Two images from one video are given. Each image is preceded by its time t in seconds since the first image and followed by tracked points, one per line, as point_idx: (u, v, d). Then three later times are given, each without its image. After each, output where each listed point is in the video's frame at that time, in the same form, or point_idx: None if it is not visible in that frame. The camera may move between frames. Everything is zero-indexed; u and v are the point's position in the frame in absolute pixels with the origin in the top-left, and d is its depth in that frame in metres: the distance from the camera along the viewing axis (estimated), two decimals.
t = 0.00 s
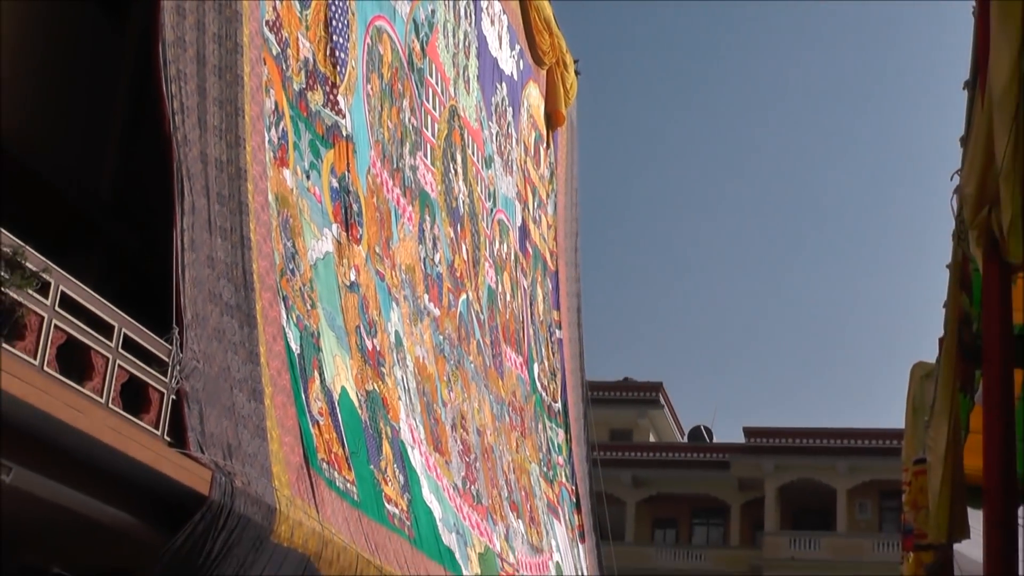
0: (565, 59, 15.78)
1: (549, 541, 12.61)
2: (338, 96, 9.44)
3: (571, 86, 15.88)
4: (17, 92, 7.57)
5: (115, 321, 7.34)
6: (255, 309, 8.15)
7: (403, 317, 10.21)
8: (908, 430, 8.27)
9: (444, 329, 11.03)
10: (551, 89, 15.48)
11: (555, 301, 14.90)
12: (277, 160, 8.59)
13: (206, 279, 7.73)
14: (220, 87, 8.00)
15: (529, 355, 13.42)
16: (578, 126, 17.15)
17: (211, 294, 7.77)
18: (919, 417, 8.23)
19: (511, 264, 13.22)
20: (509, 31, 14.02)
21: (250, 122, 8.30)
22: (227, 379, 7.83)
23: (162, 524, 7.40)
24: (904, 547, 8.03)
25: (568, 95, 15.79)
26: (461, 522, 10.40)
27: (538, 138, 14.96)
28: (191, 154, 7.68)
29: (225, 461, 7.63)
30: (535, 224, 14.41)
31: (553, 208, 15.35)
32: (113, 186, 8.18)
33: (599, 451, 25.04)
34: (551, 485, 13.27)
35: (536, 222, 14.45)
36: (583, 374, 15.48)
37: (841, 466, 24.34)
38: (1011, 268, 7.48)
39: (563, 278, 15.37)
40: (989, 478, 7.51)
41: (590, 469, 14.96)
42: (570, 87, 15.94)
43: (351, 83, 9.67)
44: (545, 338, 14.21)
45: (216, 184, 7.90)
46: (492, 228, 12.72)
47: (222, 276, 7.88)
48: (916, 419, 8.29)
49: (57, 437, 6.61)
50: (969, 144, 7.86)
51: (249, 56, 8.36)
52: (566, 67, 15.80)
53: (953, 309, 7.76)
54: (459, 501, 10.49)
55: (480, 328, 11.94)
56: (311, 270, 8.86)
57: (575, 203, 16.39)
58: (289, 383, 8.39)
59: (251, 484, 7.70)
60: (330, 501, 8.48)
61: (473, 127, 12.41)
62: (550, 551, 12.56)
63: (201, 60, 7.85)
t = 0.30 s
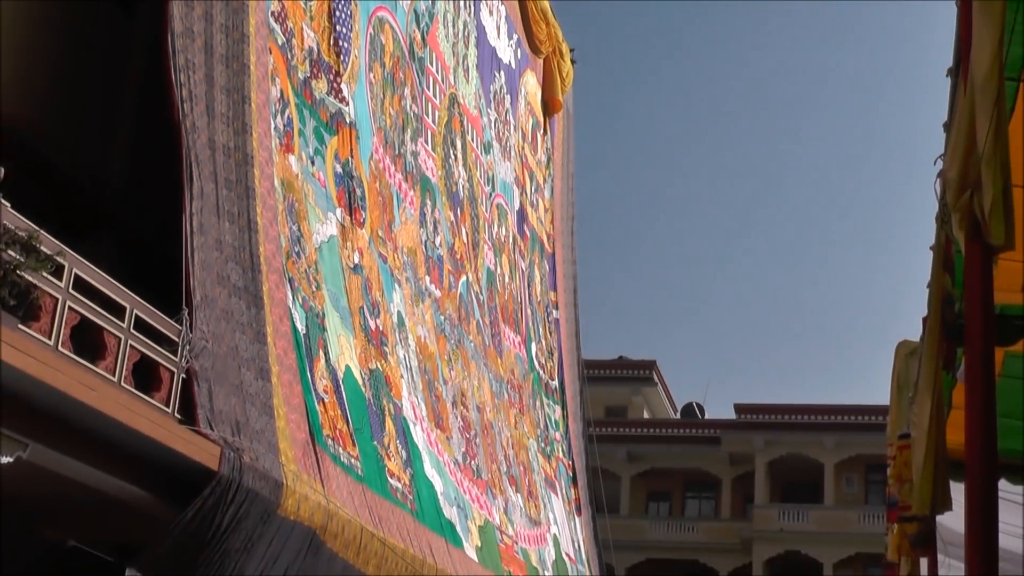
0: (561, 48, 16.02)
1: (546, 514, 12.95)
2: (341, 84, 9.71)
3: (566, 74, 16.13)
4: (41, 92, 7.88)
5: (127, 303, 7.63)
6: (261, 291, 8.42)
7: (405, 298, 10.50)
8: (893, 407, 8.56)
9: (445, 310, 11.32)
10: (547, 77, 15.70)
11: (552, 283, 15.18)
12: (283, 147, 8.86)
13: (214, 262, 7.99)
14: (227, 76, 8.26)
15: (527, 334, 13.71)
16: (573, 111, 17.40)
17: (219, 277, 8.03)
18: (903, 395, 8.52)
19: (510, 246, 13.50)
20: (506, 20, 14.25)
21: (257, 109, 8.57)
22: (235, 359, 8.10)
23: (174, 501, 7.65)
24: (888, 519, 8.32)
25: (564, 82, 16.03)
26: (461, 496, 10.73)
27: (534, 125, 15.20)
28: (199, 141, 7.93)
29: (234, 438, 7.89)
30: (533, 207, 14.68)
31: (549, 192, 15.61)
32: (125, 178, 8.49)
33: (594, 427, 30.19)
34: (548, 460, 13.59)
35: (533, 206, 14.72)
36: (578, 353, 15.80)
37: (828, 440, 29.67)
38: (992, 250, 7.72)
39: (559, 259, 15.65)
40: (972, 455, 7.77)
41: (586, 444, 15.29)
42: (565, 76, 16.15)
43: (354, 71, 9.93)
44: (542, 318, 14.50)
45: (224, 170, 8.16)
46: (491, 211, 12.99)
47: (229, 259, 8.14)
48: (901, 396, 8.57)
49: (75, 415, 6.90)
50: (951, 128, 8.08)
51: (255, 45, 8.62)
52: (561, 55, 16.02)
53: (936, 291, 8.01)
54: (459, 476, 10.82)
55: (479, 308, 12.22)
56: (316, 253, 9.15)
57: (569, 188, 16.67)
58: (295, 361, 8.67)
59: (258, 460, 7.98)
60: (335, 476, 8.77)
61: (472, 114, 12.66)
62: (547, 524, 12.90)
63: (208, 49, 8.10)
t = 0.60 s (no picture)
0: (558, 41, 16.31)
1: (544, 490, 13.34)
2: (346, 78, 10.04)
3: (562, 67, 16.43)
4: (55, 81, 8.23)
5: (142, 288, 7.93)
6: (269, 277, 8.74)
7: (408, 283, 10.84)
8: (877, 387, 8.88)
9: (446, 295, 11.66)
10: (545, 69, 16.00)
11: (550, 268, 15.50)
12: (290, 138, 9.18)
13: (224, 248, 8.29)
14: (236, 70, 8.57)
15: (526, 317, 14.05)
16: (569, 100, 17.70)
17: (230, 263, 8.34)
18: (887, 374, 8.83)
19: (509, 233, 13.83)
20: (505, 15, 14.55)
21: (265, 101, 8.88)
22: (245, 342, 8.41)
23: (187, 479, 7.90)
24: (874, 495, 8.60)
25: (561, 74, 16.33)
26: (463, 473, 11.10)
27: (533, 116, 15.50)
28: (210, 133, 8.23)
29: (244, 418, 8.16)
30: (531, 195, 15.00)
31: (547, 181, 15.93)
32: (138, 165, 8.89)
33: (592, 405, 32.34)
34: (547, 438, 13.94)
35: (531, 194, 15.03)
36: (575, 335, 16.17)
37: (816, 420, 31.59)
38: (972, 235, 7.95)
39: (557, 246, 15.97)
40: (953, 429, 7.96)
41: (582, 423, 15.68)
42: (561, 68, 16.46)
43: (358, 65, 10.26)
44: (540, 303, 14.83)
45: (234, 160, 8.46)
46: (490, 199, 13.32)
47: (239, 246, 8.45)
48: (886, 376, 8.92)
49: (92, 397, 7.16)
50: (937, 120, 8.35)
51: (263, 40, 8.93)
52: (558, 48, 16.32)
53: (919, 274, 8.29)
54: (461, 454, 11.19)
55: (480, 293, 12.56)
56: (322, 240, 9.48)
57: (566, 177, 17.00)
58: (303, 344, 9.00)
59: (268, 439, 8.25)
60: (342, 455, 9.10)
61: (472, 106, 12.98)
62: (545, 500, 13.28)
63: (218, 44, 8.40)
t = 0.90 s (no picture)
0: (554, 36, 16.55)
1: (542, 471, 13.66)
2: (349, 73, 10.32)
3: (559, 61, 16.69)
4: (69, 82, 8.57)
5: (151, 277, 8.11)
6: (275, 266, 9.01)
7: (410, 271, 11.12)
8: (862, 370, 9.18)
9: (447, 283, 11.94)
10: (541, 62, 16.25)
11: (547, 256, 15.79)
12: (295, 131, 9.45)
13: (232, 238, 8.55)
14: (242, 65, 8.82)
15: (524, 304, 14.34)
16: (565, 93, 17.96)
17: (237, 252, 8.59)
18: (873, 357, 9.12)
19: (507, 222, 14.11)
20: (502, 10, 14.81)
21: (270, 95, 9.15)
22: (252, 329, 8.66)
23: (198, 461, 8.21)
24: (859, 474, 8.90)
25: (557, 68, 16.59)
26: (464, 455, 11.42)
27: (530, 109, 15.75)
28: (217, 126, 8.47)
29: (251, 402, 8.43)
30: (528, 186, 15.27)
31: (544, 172, 16.20)
32: (147, 158, 9.20)
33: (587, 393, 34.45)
34: (544, 420, 14.26)
35: (529, 184, 15.31)
36: (571, 321, 16.48)
37: (806, 403, 33.99)
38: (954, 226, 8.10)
39: (554, 235, 16.25)
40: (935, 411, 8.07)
41: (578, 406, 16.01)
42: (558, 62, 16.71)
43: (360, 60, 10.53)
44: (538, 290, 15.12)
45: (240, 152, 8.71)
46: (489, 190, 13.60)
47: (246, 236, 8.71)
48: (872, 360, 9.19)
49: (105, 383, 7.35)
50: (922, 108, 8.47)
51: (268, 36, 9.20)
52: (555, 43, 16.57)
53: (903, 261, 8.56)
54: (461, 436, 11.50)
55: (479, 280, 12.84)
56: (327, 229, 9.76)
57: (563, 168, 17.29)
58: (308, 331, 9.28)
59: (274, 423, 8.52)
60: (346, 438, 9.39)
61: (471, 99, 13.24)
62: (543, 481, 13.61)
63: (224, 40, 8.65)
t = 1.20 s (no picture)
0: (550, 29, 16.88)
1: (540, 449, 14.07)
2: (353, 65, 10.66)
3: (555, 54, 17.02)
4: (81, 79, 8.95)
5: (163, 263, 8.27)
6: (282, 252, 9.32)
7: (412, 256, 11.47)
8: (847, 351, 9.50)
9: (447, 267, 12.28)
10: (537, 54, 16.58)
11: (543, 241, 16.13)
12: (301, 122, 9.78)
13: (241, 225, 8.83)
14: (250, 58, 9.12)
15: (521, 288, 14.69)
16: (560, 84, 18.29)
17: (246, 238, 8.87)
18: (857, 338, 9.45)
19: (505, 209, 14.46)
20: (501, 4, 15.13)
21: (277, 87, 9.48)
22: (261, 312, 8.94)
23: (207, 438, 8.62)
24: (844, 451, 9.31)
25: (552, 60, 16.93)
26: (464, 433, 11.80)
27: (527, 100, 16.07)
28: (226, 117, 8.74)
29: (259, 382, 8.65)
30: (526, 174, 15.62)
31: (541, 160, 16.55)
32: (156, 150, 9.61)
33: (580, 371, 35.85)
34: (541, 400, 14.67)
35: (526, 173, 15.65)
36: (567, 304, 16.87)
37: (792, 382, 35.11)
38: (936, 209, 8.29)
39: (550, 221, 16.61)
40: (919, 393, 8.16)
41: (575, 385, 16.42)
42: (554, 55, 17.04)
43: (364, 53, 10.87)
44: (535, 274, 15.47)
45: (248, 142, 9.00)
46: (489, 177, 13.95)
47: (254, 223, 9.00)
48: (856, 340, 9.55)
49: (118, 365, 7.63)
50: (906, 98, 8.74)
51: (275, 30, 9.52)
52: (551, 37, 16.91)
53: (886, 245, 8.86)
54: (461, 415, 11.88)
55: (479, 265, 13.20)
56: (331, 216, 10.11)
57: (559, 156, 17.64)
58: (314, 314, 9.61)
59: (281, 403, 8.73)
60: (351, 417, 9.72)
61: (471, 90, 13.57)
62: (540, 458, 14.02)
63: (232, 32, 8.92)
